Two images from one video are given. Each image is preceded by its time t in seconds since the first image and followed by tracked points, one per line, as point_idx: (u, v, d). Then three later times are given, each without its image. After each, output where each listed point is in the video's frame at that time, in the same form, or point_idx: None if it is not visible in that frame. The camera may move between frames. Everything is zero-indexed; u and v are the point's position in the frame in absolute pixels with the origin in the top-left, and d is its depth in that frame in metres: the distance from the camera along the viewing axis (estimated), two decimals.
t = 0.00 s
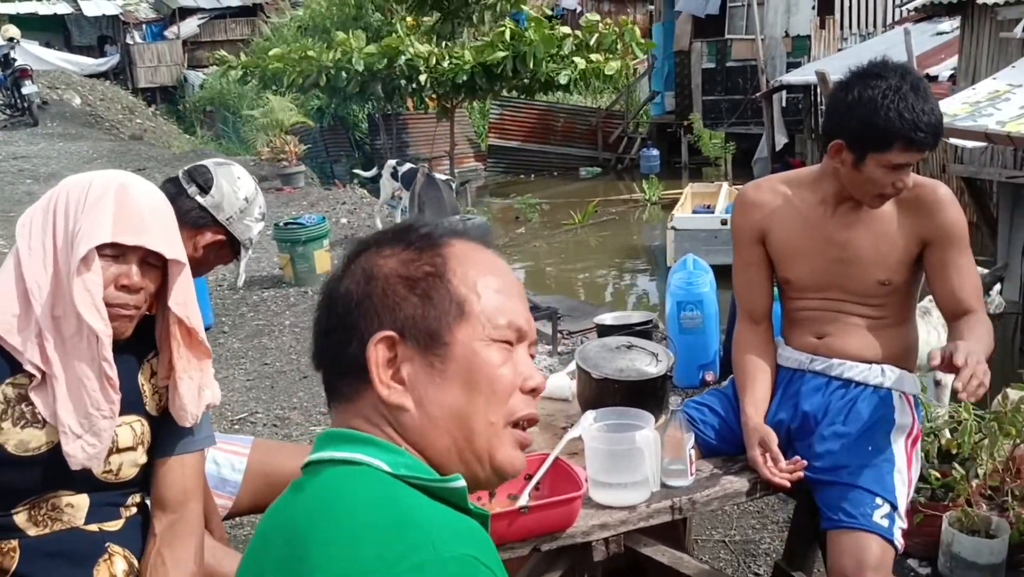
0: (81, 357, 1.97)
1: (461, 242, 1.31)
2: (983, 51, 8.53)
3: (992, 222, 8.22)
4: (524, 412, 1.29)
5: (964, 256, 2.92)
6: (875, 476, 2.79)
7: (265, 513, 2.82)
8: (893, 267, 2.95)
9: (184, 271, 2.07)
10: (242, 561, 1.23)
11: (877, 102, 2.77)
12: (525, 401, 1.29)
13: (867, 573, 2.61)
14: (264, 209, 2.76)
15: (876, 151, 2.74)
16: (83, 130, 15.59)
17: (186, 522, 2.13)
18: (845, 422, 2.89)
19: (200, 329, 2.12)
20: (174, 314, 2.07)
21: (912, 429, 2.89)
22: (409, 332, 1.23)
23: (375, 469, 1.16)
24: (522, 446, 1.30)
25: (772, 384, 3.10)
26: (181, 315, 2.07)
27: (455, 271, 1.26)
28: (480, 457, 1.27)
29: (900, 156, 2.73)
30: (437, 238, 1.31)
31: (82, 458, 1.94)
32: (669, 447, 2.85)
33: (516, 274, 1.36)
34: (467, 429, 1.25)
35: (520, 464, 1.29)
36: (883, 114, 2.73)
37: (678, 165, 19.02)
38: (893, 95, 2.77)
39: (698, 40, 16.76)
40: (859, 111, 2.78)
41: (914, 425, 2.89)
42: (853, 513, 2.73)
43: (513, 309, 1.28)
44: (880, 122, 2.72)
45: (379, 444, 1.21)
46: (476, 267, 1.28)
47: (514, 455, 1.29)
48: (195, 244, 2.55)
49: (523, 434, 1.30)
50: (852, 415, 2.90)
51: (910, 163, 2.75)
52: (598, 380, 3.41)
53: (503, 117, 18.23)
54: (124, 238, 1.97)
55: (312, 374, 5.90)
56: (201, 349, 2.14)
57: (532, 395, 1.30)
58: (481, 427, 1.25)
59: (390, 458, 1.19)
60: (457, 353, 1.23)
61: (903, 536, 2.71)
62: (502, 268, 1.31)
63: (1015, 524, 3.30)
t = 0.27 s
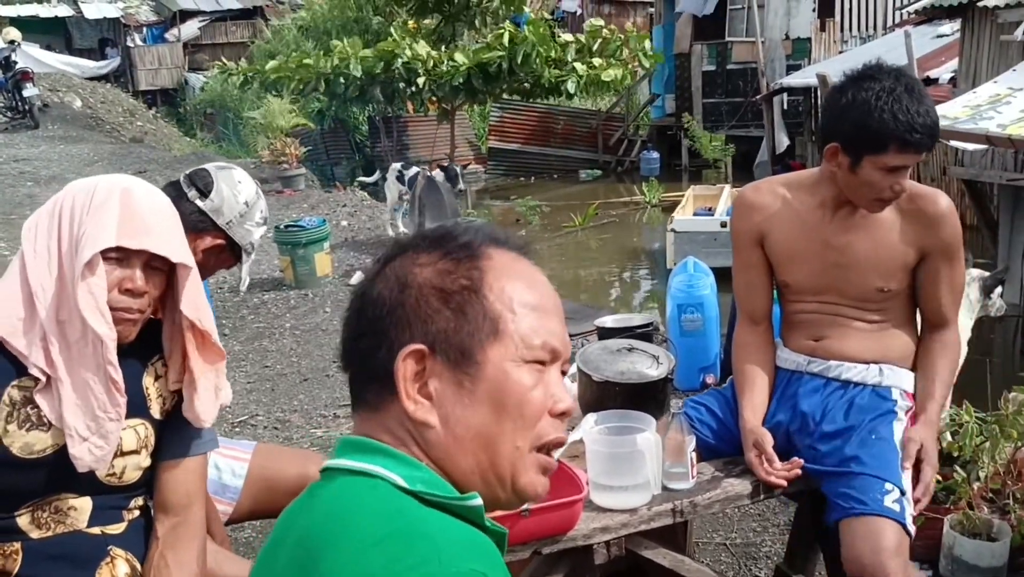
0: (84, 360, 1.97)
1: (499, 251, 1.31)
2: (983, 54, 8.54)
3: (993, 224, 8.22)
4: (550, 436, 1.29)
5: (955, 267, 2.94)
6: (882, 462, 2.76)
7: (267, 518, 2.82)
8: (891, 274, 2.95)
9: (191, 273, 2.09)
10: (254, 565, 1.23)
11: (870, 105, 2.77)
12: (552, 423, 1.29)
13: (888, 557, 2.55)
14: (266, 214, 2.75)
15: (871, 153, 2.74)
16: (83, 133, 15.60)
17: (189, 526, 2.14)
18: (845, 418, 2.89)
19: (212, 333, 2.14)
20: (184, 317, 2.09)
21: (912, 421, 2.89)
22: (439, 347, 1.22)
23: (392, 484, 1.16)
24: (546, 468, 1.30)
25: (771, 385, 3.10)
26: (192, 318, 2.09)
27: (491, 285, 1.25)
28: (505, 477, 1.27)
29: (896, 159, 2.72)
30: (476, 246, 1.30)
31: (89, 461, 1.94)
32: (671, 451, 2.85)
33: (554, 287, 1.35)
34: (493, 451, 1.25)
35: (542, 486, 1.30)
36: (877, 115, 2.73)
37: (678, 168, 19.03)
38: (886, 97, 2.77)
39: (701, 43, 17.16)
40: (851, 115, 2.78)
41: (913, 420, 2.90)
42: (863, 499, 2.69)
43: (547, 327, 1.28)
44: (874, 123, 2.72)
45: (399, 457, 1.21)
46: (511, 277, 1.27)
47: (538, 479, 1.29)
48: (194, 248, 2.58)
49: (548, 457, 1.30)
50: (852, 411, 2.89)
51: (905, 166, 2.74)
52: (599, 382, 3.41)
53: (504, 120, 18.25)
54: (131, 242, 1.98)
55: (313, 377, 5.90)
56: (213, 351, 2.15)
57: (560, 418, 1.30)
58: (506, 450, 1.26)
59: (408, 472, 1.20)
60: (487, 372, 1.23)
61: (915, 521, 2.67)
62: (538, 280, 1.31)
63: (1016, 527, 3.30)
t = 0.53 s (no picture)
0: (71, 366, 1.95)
1: (503, 250, 1.31)
2: (986, 54, 8.54)
3: (996, 225, 8.21)
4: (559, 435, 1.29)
5: (971, 278, 2.96)
6: (910, 439, 2.74)
7: (269, 519, 2.82)
8: (899, 280, 2.96)
9: (185, 276, 2.06)
10: (263, 565, 1.23)
11: (897, 112, 2.75)
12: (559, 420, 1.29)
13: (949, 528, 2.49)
14: (276, 219, 2.78)
15: (896, 161, 2.73)
16: (86, 134, 15.62)
17: (191, 527, 2.14)
18: (858, 411, 2.88)
19: (201, 338, 2.10)
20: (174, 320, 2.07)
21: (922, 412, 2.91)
22: (446, 347, 1.22)
23: (403, 483, 1.16)
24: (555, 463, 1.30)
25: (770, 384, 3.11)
26: (182, 322, 2.06)
27: (495, 282, 1.25)
28: (514, 474, 1.27)
29: (919, 168, 2.72)
30: (480, 245, 1.30)
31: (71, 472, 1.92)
32: (673, 452, 2.85)
33: (557, 283, 1.35)
34: (502, 449, 1.25)
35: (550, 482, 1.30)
36: (905, 122, 2.71)
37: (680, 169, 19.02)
38: (913, 104, 2.75)
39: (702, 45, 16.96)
40: (879, 121, 2.76)
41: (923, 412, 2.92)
42: (903, 477, 2.65)
43: (552, 323, 1.28)
44: (900, 131, 2.71)
45: (406, 456, 1.20)
46: (514, 274, 1.27)
47: (547, 473, 1.29)
48: (205, 252, 2.55)
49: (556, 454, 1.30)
50: (869, 404, 2.88)
51: (927, 174, 2.75)
52: (601, 383, 3.42)
53: (506, 121, 18.24)
54: (127, 246, 1.97)
55: (315, 377, 5.90)
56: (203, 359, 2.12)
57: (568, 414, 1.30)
58: (515, 447, 1.25)
59: (416, 470, 1.19)
60: (495, 370, 1.23)
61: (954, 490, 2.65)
62: (541, 275, 1.30)
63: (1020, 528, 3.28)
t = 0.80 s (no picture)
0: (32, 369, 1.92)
1: (504, 249, 1.29)
2: (988, 54, 8.55)
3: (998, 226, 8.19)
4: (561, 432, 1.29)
5: (1009, 293, 2.89)
6: (931, 450, 2.70)
7: (268, 518, 2.81)
8: (929, 290, 2.89)
9: (168, 280, 2.04)
10: (260, 564, 1.22)
11: (970, 122, 2.60)
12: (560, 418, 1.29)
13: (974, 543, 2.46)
14: (281, 222, 2.78)
15: (961, 174, 2.59)
16: (87, 134, 15.62)
17: (189, 527, 2.14)
18: (874, 417, 2.84)
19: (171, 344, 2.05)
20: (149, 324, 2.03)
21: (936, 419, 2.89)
22: (448, 344, 1.21)
23: (404, 480, 1.15)
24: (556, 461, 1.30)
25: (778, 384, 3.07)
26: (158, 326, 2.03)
27: (498, 281, 1.24)
28: (514, 472, 1.26)
29: (984, 182, 2.59)
30: (483, 243, 1.28)
31: None
32: (673, 452, 2.84)
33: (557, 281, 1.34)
34: (504, 447, 1.24)
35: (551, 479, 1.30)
36: (977, 134, 2.57)
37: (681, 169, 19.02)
38: (985, 116, 2.61)
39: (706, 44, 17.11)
40: (948, 130, 2.62)
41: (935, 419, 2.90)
42: (923, 489, 2.61)
43: (555, 323, 1.27)
44: (971, 143, 2.57)
45: (406, 453, 1.19)
46: (515, 272, 1.26)
47: (547, 471, 1.29)
48: (211, 255, 2.49)
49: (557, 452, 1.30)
50: (884, 410, 2.84)
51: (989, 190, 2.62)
52: (601, 384, 3.41)
53: (507, 121, 18.23)
54: (107, 248, 1.95)
55: (316, 377, 5.89)
56: (163, 364, 2.06)
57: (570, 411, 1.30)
58: (517, 445, 1.25)
59: (417, 467, 1.18)
60: (497, 370, 1.22)
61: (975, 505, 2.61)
62: (542, 274, 1.29)
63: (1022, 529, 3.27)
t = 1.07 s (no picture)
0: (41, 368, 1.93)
1: (512, 251, 1.28)
2: (988, 54, 8.54)
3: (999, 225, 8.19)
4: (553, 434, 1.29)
5: None
6: (941, 451, 2.68)
7: (266, 518, 2.80)
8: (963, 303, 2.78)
9: (161, 274, 2.03)
10: (254, 564, 1.21)
11: None
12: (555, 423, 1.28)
13: (984, 545, 2.45)
14: (279, 222, 2.78)
15: None
16: (87, 133, 15.61)
17: (187, 527, 2.13)
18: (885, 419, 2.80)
19: (169, 339, 2.04)
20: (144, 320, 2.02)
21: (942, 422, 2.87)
22: (448, 341, 1.20)
23: (397, 479, 1.14)
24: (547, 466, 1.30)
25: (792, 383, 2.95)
26: (154, 323, 2.02)
27: (502, 282, 1.23)
28: (505, 472, 1.26)
29: None
30: (489, 243, 1.27)
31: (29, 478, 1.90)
32: (673, 451, 2.83)
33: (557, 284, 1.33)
34: (498, 448, 1.23)
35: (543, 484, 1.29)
36: None
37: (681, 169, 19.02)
38: None
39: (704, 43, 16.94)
40: None
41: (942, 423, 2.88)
42: (934, 490, 2.59)
43: (555, 329, 1.26)
44: None
45: (400, 453, 1.18)
46: (519, 274, 1.25)
47: (538, 475, 1.29)
48: (208, 253, 2.48)
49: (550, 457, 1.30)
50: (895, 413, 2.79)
51: None
52: (601, 383, 3.39)
53: (507, 121, 18.22)
54: (99, 244, 1.94)
55: (315, 377, 5.88)
56: (164, 363, 2.05)
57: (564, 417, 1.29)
58: (512, 445, 1.24)
59: (411, 465, 1.17)
60: (497, 370, 1.21)
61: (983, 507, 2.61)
62: (544, 277, 1.28)
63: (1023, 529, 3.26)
